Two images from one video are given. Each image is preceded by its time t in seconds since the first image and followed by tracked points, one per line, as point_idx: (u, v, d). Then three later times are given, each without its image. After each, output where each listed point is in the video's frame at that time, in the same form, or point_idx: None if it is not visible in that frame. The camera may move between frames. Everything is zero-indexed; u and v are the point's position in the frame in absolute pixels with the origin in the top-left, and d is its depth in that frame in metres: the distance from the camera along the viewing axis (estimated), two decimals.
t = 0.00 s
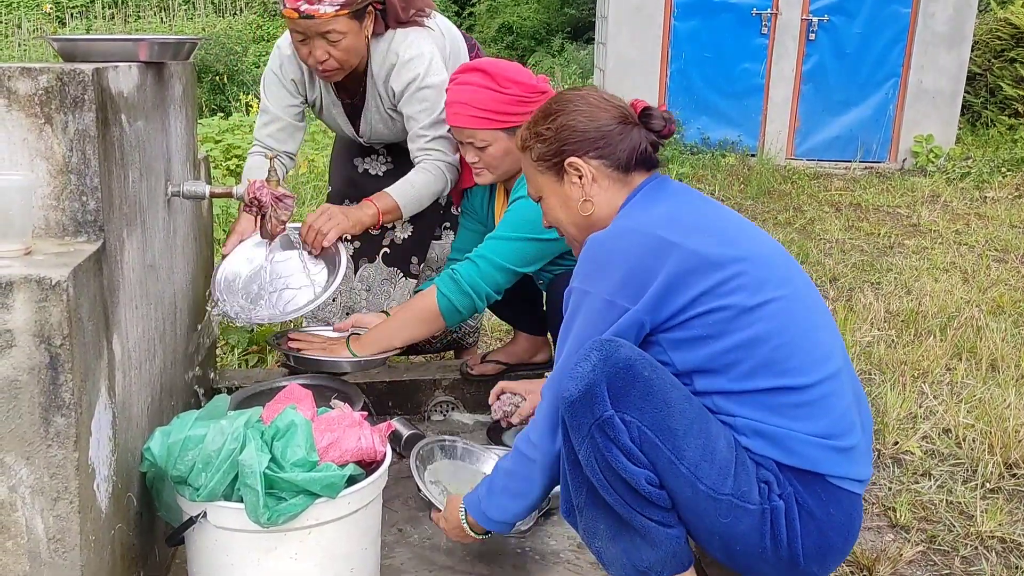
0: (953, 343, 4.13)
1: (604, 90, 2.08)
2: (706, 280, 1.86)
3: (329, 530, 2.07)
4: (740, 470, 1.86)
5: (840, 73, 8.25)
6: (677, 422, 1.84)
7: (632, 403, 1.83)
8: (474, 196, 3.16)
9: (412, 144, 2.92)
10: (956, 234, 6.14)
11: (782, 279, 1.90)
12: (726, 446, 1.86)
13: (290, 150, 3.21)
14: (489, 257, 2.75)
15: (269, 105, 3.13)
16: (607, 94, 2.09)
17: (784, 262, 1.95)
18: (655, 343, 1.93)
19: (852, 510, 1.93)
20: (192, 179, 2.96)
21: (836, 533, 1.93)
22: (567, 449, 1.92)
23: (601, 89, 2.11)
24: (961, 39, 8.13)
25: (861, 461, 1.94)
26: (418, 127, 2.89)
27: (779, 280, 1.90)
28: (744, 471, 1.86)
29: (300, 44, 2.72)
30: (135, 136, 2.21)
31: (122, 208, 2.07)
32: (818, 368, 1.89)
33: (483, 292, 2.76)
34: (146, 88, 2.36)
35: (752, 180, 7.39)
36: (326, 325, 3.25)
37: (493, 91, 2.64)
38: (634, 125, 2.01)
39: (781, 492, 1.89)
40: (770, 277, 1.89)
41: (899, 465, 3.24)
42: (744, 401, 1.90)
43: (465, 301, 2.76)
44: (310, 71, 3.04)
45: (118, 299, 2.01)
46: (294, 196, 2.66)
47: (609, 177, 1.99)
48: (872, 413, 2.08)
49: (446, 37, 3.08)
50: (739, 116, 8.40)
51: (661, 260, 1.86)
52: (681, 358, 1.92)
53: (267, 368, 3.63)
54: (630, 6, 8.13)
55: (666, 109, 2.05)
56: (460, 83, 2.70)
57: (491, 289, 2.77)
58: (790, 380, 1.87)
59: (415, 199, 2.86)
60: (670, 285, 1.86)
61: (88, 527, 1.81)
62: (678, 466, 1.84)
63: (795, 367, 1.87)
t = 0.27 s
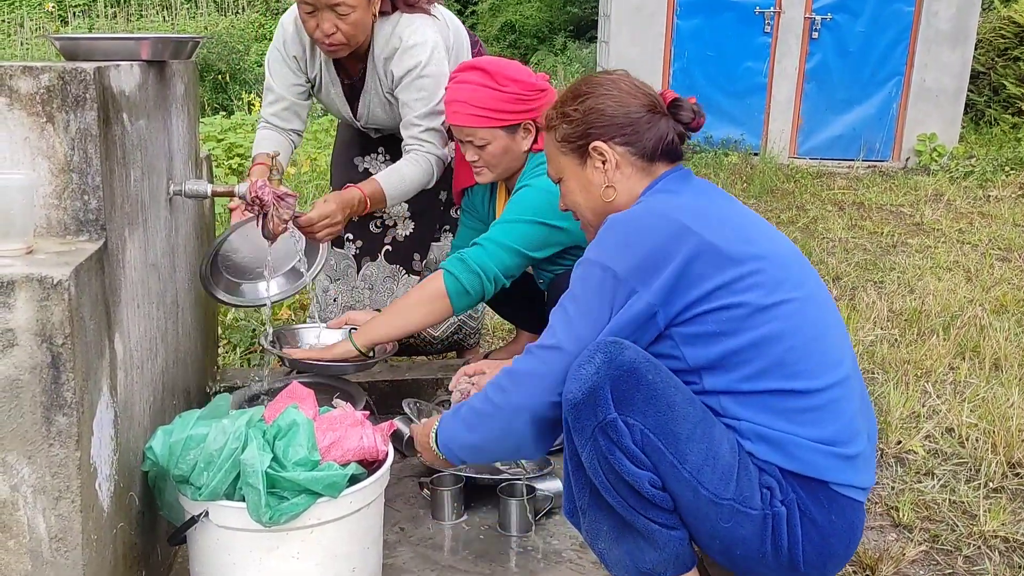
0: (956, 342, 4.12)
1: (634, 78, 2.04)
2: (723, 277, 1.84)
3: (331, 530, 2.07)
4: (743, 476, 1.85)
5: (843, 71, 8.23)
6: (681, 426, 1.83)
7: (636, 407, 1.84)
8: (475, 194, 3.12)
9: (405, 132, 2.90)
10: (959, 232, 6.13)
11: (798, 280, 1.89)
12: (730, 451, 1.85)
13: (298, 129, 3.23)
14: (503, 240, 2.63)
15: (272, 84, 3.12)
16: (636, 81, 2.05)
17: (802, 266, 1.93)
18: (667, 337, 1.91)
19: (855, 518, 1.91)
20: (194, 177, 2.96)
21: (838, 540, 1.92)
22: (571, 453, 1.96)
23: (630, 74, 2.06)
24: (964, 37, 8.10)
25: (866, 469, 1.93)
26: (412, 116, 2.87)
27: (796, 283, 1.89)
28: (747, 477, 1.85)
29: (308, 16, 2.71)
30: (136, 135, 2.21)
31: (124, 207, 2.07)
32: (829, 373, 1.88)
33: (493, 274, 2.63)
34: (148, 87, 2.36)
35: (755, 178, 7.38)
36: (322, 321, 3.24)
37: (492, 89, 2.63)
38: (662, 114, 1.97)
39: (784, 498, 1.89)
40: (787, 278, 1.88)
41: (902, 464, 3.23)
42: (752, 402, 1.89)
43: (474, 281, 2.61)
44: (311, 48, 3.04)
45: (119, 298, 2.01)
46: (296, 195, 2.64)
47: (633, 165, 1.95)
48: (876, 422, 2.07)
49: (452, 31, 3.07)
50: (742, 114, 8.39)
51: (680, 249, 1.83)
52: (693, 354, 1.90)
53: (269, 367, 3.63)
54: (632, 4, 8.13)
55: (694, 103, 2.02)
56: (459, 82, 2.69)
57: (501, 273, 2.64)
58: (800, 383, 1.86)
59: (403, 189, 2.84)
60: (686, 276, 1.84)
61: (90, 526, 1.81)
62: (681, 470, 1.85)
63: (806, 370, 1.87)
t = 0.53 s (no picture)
0: (959, 342, 4.11)
1: (665, 60, 2.00)
2: (735, 271, 1.84)
3: (333, 529, 2.07)
4: (721, 469, 1.87)
5: (846, 70, 8.22)
6: (655, 417, 1.88)
7: (608, 398, 1.92)
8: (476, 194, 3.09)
9: (393, 130, 2.86)
10: (962, 231, 6.12)
11: (810, 283, 1.89)
12: (706, 445, 1.87)
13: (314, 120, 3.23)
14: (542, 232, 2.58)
15: (280, 78, 3.12)
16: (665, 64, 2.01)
17: (814, 268, 1.93)
18: (672, 325, 1.90)
19: (844, 521, 1.90)
20: (196, 177, 2.96)
21: (825, 541, 1.90)
22: (558, 451, 2.07)
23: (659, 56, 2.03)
24: (967, 36, 8.09)
25: (859, 473, 1.92)
26: (403, 115, 2.84)
27: (808, 283, 1.88)
28: (725, 471, 1.87)
29: (309, 9, 2.70)
30: (139, 134, 2.21)
31: (126, 206, 2.07)
32: (832, 376, 1.87)
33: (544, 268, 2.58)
34: (151, 86, 2.36)
35: (757, 177, 7.37)
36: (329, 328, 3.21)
37: (493, 86, 2.63)
38: (689, 101, 1.94)
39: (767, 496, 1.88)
40: (798, 279, 1.87)
41: (905, 463, 3.22)
42: (750, 399, 1.88)
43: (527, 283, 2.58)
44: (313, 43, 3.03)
45: (122, 297, 2.01)
46: (298, 194, 2.67)
47: (655, 149, 1.92)
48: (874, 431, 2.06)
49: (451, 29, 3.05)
50: (744, 113, 8.38)
51: (696, 235, 1.82)
52: (698, 346, 1.90)
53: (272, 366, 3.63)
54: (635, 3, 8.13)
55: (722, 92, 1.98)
56: (460, 79, 2.68)
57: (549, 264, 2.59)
58: (801, 383, 1.86)
59: (388, 197, 2.82)
60: (699, 265, 1.84)
61: (93, 525, 1.81)
62: (656, 461, 1.88)
63: (809, 371, 1.86)
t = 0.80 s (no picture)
0: (963, 341, 4.11)
1: (664, 61, 2.00)
2: (737, 281, 1.83)
3: (336, 528, 2.07)
4: (722, 473, 1.86)
5: (850, 69, 8.20)
6: (655, 418, 1.89)
7: (609, 397, 1.92)
8: (483, 190, 3.11)
9: (399, 131, 2.86)
10: (965, 230, 6.12)
11: (813, 290, 1.88)
12: (707, 446, 1.87)
13: (318, 121, 3.22)
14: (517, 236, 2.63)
15: (283, 77, 3.11)
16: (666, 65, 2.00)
17: (817, 274, 1.92)
18: (674, 334, 1.89)
19: (845, 526, 1.90)
20: (199, 176, 2.96)
21: (824, 546, 1.90)
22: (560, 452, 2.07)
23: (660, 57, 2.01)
24: (971, 35, 8.08)
25: (861, 479, 1.93)
26: (409, 115, 2.84)
27: (810, 292, 1.88)
28: (726, 474, 1.86)
29: (311, 9, 2.70)
30: (142, 132, 2.21)
31: (129, 204, 2.07)
32: (834, 384, 1.87)
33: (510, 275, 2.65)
34: (154, 85, 2.36)
35: (760, 176, 7.37)
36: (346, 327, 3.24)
37: (503, 83, 2.63)
38: (689, 104, 1.93)
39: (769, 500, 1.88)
40: (801, 287, 1.87)
41: (908, 463, 3.22)
42: (752, 407, 1.88)
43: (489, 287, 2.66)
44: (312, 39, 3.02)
45: (125, 296, 2.01)
46: (301, 193, 2.67)
47: (654, 154, 1.92)
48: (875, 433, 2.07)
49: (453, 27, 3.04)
50: (747, 112, 8.37)
51: (698, 248, 1.80)
52: (699, 355, 1.89)
53: (275, 364, 3.64)
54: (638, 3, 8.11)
55: (722, 94, 1.98)
56: (468, 75, 2.68)
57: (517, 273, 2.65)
58: (803, 393, 1.85)
59: (401, 201, 2.81)
60: (701, 277, 1.83)
61: (96, 523, 1.81)
62: (657, 462, 1.88)
63: (811, 380, 1.86)
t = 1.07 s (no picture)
0: (965, 341, 4.10)
1: (667, 66, 1.99)
2: (742, 281, 1.83)
3: (338, 527, 2.07)
4: (729, 473, 1.86)
5: (852, 68, 8.20)
6: (662, 419, 1.88)
7: (616, 398, 1.91)
8: (484, 187, 3.10)
9: (410, 131, 2.85)
10: (967, 230, 6.11)
11: (818, 291, 1.88)
12: (714, 448, 1.87)
13: (313, 121, 3.20)
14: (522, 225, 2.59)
15: (282, 75, 3.08)
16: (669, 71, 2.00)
17: (823, 275, 1.91)
18: (679, 335, 1.89)
19: (851, 528, 1.90)
20: (201, 175, 2.96)
21: (830, 547, 1.90)
22: (564, 451, 2.06)
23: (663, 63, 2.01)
24: (973, 34, 8.08)
25: (868, 481, 1.92)
26: (419, 114, 2.84)
27: (815, 293, 1.87)
28: (733, 475, 1.86)
29: (317, 7, 2.70)
30: (144, 131, 2.21)
31: (132, 203, 2.07)
32: (840, 385, 1.87)
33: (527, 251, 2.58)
34: (156, 84, 2.36)
35: (762, 175, 7.36)
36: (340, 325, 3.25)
37: (501, 78, 2.63)
38: (691, 109, 1.93)
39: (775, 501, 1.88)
40: (807, 288, 1.86)
41: (910, 463, 3.21)
42: (758, 408, 1.88)
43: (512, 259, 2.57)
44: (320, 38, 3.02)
45: (127, 295, 2.02)
46: (303, 192, 2.67)
47: (656, 159, 1.92)
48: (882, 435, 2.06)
49: (456, 27, 3.05)
50: (750, 111, 8.36)
51: (703, 249, 1.80)
52: (705, 356, 1.89)
53: (277, 363, 3.64)
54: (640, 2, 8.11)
55: (724, 100, 1.97)
56: (467, 72, 2.68)
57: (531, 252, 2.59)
58: (809, 394, 1.85)
59: (413, 200, 2.81)
60: (706, 278, 1.83)
61: (99, 522, 1.81)
62: (664, 463, 1.88)
63: (816, 381, 1.85)
